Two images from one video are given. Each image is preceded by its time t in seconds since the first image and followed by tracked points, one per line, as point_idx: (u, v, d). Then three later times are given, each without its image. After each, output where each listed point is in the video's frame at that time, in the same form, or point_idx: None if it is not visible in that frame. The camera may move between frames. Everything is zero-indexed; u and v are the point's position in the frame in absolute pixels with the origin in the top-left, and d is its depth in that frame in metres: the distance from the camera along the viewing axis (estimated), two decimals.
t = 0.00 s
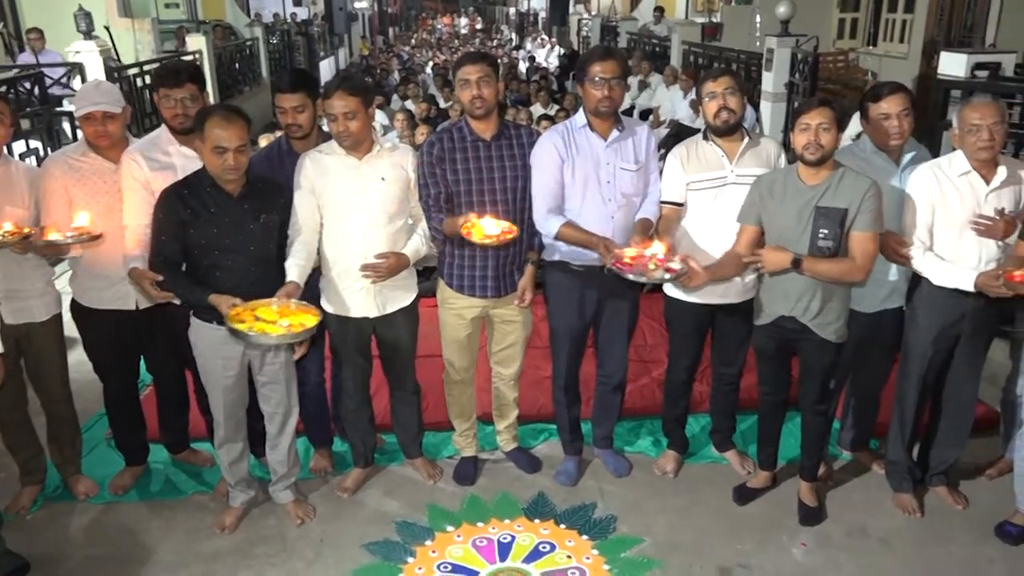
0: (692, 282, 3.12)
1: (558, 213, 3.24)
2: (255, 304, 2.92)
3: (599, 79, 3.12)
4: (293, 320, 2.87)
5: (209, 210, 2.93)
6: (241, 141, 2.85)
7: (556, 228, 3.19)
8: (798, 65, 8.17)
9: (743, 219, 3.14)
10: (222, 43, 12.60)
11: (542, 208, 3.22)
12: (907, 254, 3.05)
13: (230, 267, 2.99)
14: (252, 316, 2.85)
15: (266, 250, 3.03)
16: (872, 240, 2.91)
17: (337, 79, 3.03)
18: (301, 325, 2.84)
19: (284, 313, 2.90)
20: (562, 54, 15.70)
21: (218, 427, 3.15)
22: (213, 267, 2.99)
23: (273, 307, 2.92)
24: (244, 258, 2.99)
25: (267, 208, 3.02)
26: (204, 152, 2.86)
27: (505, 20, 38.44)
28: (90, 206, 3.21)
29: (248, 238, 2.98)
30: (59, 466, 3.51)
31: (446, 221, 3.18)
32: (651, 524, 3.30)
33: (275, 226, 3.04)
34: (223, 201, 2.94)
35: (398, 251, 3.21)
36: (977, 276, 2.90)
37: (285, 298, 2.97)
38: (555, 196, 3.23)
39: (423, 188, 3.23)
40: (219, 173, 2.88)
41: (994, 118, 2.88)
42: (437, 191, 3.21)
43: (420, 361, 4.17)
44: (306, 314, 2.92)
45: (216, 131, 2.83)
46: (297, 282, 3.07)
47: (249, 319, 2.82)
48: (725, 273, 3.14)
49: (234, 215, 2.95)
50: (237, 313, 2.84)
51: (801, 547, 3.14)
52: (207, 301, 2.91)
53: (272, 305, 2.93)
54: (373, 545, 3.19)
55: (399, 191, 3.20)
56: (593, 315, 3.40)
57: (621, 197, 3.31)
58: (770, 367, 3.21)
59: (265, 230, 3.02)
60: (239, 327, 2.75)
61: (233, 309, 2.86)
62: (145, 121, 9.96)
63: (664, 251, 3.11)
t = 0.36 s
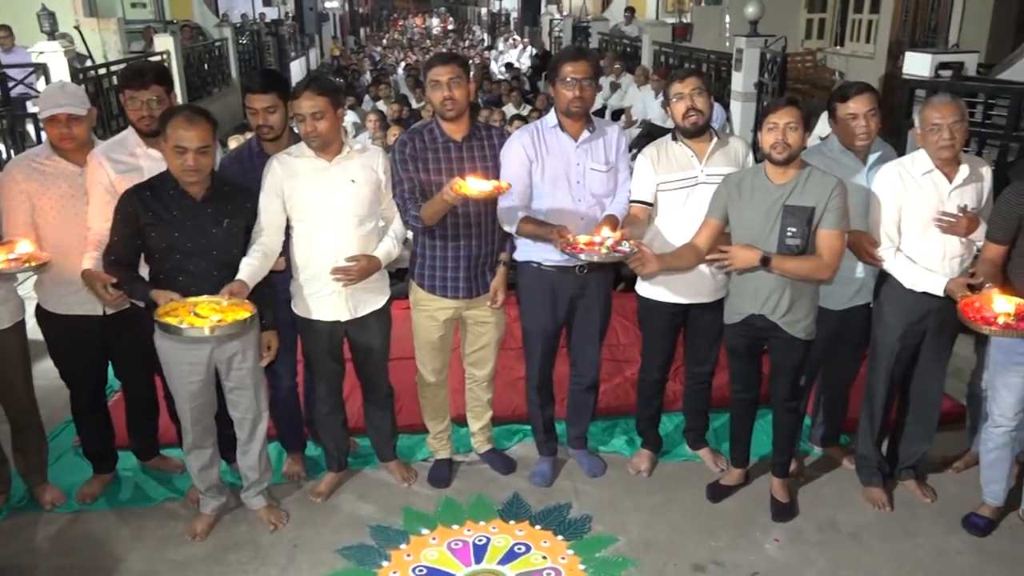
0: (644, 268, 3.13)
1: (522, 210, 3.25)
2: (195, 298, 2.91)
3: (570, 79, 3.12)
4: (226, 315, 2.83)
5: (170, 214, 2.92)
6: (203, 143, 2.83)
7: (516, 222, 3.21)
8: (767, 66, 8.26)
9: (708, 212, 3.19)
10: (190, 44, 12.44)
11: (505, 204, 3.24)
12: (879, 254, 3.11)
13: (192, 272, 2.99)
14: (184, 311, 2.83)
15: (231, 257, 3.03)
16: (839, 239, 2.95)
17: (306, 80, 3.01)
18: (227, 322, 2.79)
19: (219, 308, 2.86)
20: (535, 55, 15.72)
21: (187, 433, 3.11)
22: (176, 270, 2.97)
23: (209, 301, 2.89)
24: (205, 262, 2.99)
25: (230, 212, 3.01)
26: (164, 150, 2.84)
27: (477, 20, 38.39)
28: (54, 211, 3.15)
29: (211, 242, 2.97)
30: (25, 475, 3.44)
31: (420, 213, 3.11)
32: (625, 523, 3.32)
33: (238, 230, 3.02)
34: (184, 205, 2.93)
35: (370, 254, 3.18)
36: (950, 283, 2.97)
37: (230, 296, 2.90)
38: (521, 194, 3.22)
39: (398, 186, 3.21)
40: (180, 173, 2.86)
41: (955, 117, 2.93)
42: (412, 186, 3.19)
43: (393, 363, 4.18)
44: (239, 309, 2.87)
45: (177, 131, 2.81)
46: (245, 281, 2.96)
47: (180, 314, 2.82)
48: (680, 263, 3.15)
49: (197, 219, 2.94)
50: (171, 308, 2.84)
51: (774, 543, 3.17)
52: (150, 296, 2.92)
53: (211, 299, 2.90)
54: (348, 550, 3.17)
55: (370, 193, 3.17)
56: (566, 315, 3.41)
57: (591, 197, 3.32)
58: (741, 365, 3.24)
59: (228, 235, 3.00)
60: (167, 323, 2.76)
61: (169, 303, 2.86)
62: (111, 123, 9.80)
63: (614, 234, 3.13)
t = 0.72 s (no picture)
0: (628, 279, 3.15)
1: (501, 216, 3.26)
2: (187, 313, 2.86)
3: (540, 81, 3.13)
4: (225, 328, 2.83)
5: (138, 219, 2.86)
6: (168, 142, 2.80)
7: (498, 229, 3.20)
8: (736, 66, 8.33)
9: (681, 217, 3.20)
10: (157, 46, 12.27)
11: (483, 211, 3.24)
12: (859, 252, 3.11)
13: (163, 277, 2.93)
14: (183, 327, 2.80)
15: (203, 259, 2.97)
16: (808, 237, 2.98)
17: (276, 82, 2.99)
18: (233, 335, 2.80)
19: (217, 321, 2.85)
20: (506, 56, 15.73)
21: (158, 442, 3.07)
22: (145, 277, 2.92)
23: (207, 316, 2.86)
24: (178, 266, 2.93)
25: (201, 215, 2.96)
26: (128, 151, 2.80)
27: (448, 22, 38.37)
28: (18, 219, 3.10)
29: (181, 246, 2.92)
30: None
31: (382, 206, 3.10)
32: (601, 523, 3.33)
33: (209, 232, 2.97)
34: (152, 209, 2.88)
35: (341, 258, 3.16)
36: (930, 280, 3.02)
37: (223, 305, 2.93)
38: (496, 197, 3.24)
39: (368, 188, 3.18)
40: (145, 174, 2.81)
41: (917, 117, 2.98)
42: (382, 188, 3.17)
43: (367, 368, 4.16)
44: (238, 321, 2.88)
45: (141, 131, 2.77)
46: (235, 289, 3.00)
47: (179, 331, 2.77)
48: (661, 272, 3.15)
49: (166, 223, 2.89)
50: (167, 324, 2.79)
51: (747, 540, 3.20)
52: (139, 311, 2.85)
53: (204, 313, 2.88)
54: (323, 556, 3.14)
55: (341, 196, 3.14)
56: (539, 316, 3.41)
57: (563, 199, 3.32)
58: (714, 364, 3.26)
59: (198, 237, 2.95)
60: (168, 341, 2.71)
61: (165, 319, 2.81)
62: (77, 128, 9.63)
63: (602, 247, 3.12)
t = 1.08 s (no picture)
0: (626, 266, 3.05)
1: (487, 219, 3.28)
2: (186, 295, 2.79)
3: (507, 86, 3.14)
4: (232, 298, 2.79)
5: (112, 224, 2.81)
6: (135, 144, 2.76)
7: (489, 233, 3.23)
8: (702, 70, 8.41)
9: (654, 225, 3.21)
10: (119, 52, 12.07)
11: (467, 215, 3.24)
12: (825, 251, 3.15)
13: (144, 279, 2.86)
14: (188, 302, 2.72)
15: (177, 265, 2.93)
16: (773, 239, 3.02)
17: (243, 87, 2.97)
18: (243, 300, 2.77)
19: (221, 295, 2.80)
20: (473, 61, 15.73)
21: (127, 455, 3.01)
22: (120, 284, 2.85)
23: (208, 295, 2.80)
24: (155, 272, 2.88)
25: (175, 220, 2.92)
26: (96, 154, 2.75)
27: (415, 27, 38.29)
28: None
29: (156, 251, 2.88)
30: None
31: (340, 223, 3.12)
32: (574, 526, 3.33)
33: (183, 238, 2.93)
34: (124, 213, 2.82)
35: (310, 264, 3.14)
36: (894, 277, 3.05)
37: (217, 283, 2.94)
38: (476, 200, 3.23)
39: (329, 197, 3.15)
40: (112, 177, 2.76)
41: (879, 119, 3.04)
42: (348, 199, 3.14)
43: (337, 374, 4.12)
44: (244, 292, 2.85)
45: (108, 133, 2.73)
46: (222, 271, 3.00)
47: (186, 305, 2.70)
48: (654, 266, 3.07)
49: (138, 228, 2.84)
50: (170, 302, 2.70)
51: (719, 540, 3.22)
52: (134, 303, 2.75)
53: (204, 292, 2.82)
54: (294, 567, 3.11)
55: (310, 202, 3.12)
56: (510, 320, 3.41)
57: (534, 202, 3.33)
58: (684, 365, 3.28)
59: (172, 242, 2.91)
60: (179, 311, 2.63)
61: (165, 301, 2.70)
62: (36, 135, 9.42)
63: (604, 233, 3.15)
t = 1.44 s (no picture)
0: (584, 245, 3.07)
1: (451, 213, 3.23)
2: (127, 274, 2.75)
3: (481, 86, 3.14)
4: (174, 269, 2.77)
5: (80, 227, 2.77)
6: (110, 149, 2.73)
7: (449, 225, 3.18)
8: (675, 70, 8.45)
9: (624, 215, 3.23)
10: (88, 55, 11.89)
11: (433, 211, 3.21)
12: (783, 249, 3.24)
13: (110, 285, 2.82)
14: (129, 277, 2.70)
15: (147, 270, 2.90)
16: (746, 237, 3.04)
17: (217, 88, 2.95)
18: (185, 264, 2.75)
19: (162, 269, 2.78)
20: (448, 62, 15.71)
21: (99, 463, 2.98)
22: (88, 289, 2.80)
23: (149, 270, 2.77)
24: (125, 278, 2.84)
25: (144, 226, 2.89)
26: (69, 159, 2.72)
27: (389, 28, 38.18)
28: None
29: (123, 257, 2.83)
30: None
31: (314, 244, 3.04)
32: (553, 526, 3.34)
33: (153, 244, 2.90)
34: (94, 218, 2.79)
35: (286, 267, 3.11)
36: (848, 273, 3.08)
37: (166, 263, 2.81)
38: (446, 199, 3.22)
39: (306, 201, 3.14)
40: (86, 183, 2.72)
41: (850, 117, 3.08)
42: (322, 205, 3.12)
43: (314, 378, 4.10)
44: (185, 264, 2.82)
45: (81, 138, 2.69)
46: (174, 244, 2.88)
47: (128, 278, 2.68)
48: (610, 253, 3.12)
49: (106, 233, 2.81)
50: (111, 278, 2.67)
51: (698, 536, 3.25)
52: (77, 286, 2.69)
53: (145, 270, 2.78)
54: (272, 572, 3.08)
55: (285, 204, 3.10)
56: (488, 321, 3.41)
57: (508, 203, 3.34)
58: (660, 364, 3.30)
59: (141, 248, 2.87)
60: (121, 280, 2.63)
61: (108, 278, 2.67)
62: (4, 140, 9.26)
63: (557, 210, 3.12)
